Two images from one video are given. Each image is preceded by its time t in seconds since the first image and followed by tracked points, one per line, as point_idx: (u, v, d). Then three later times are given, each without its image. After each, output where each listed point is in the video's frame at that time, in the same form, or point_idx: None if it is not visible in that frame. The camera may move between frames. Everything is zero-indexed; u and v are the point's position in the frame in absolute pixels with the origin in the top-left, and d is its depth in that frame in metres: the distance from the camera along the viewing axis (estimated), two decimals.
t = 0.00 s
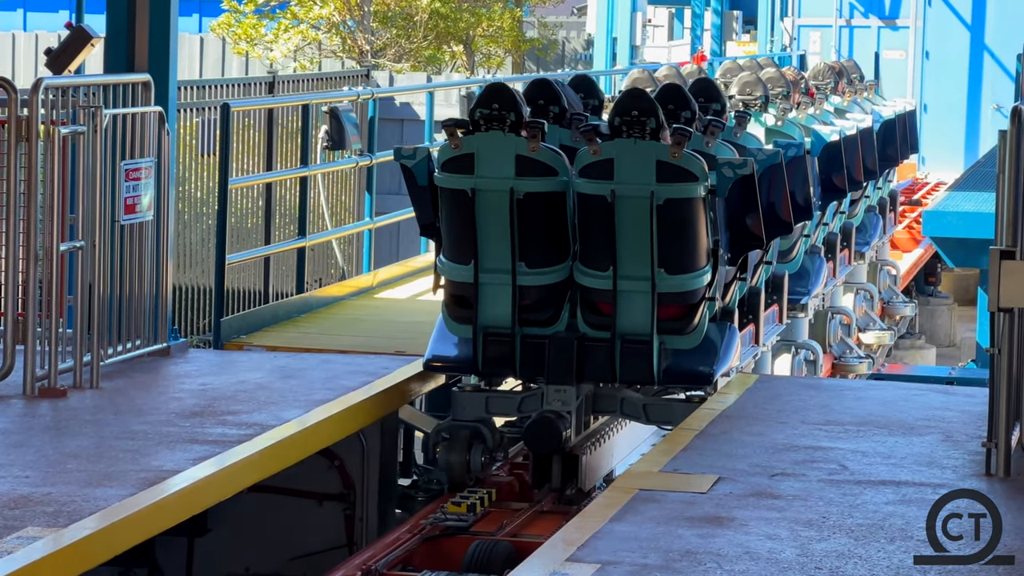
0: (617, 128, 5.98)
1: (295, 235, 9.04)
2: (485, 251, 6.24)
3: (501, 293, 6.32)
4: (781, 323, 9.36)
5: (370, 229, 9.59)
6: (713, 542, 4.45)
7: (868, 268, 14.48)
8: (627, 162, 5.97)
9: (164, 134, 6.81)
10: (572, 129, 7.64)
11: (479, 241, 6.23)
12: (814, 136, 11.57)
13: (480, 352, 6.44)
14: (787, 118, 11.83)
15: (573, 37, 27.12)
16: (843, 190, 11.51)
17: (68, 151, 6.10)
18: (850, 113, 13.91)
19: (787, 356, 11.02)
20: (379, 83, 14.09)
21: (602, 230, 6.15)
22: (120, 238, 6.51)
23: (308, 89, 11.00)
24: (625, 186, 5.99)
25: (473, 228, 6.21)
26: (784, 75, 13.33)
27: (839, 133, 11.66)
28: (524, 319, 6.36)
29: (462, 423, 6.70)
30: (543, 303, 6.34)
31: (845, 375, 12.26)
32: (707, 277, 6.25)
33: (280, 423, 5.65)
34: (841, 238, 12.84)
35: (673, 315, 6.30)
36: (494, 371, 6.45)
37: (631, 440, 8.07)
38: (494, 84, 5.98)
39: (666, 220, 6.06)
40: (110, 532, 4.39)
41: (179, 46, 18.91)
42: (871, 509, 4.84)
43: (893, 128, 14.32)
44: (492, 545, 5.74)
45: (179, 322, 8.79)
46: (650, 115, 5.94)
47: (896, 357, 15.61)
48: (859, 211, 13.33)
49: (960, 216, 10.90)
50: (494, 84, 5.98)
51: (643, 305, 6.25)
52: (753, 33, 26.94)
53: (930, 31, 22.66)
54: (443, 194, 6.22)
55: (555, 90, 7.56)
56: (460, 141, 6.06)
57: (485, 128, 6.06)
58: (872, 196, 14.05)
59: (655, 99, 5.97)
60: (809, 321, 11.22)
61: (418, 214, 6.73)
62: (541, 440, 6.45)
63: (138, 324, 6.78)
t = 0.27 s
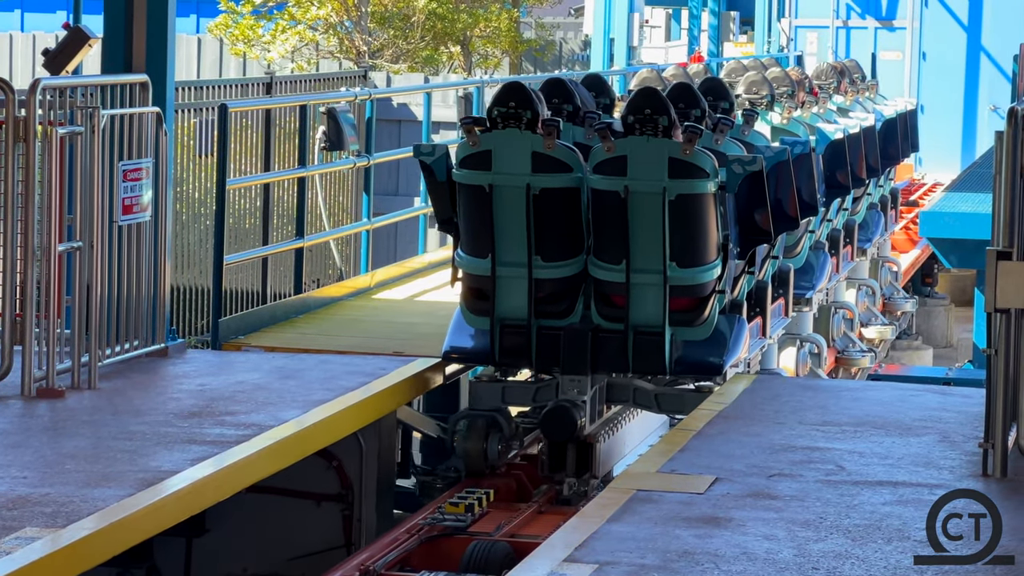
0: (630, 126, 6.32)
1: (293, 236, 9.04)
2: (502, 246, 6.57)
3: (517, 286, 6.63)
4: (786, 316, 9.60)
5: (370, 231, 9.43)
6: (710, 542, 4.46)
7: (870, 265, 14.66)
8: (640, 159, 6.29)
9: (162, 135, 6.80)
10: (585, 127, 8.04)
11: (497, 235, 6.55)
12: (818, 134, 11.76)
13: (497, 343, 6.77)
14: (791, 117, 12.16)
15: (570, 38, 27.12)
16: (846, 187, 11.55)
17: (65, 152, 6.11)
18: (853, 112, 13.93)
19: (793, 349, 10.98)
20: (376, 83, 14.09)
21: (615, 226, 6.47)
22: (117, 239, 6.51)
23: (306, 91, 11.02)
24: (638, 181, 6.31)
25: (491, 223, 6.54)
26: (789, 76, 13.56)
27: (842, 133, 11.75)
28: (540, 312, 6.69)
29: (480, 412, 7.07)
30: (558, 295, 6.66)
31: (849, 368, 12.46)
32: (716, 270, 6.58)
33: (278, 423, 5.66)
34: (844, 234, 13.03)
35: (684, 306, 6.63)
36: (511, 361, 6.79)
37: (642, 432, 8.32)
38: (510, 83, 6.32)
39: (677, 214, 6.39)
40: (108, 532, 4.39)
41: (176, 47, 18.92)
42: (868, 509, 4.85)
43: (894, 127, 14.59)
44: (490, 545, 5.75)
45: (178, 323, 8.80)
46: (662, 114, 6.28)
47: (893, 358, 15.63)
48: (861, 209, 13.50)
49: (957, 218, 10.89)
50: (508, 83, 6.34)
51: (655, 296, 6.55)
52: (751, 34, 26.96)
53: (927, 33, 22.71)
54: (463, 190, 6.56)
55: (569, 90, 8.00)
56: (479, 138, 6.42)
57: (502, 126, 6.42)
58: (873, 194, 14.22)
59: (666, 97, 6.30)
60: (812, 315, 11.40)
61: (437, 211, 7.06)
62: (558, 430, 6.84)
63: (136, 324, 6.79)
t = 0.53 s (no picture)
0: (639, 125, 6.46)
1: (291, 237, 9.04)
2: (514, 242, 6.74)
3: (528, 281, 6.81)
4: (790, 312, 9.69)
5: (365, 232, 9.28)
6: (707, 543, 4.46)
7: (870, 263, 14.72)
8: (649, 156, 6.44)
9: (160, 136, 6.80)
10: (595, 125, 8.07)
11: (509, 231, 6.73)
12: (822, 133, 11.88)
13: (509, 337, 6.96)
14: (794, 116, 12.32)
15: (566, 39, 27.10)
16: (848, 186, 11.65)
17: (63, 152, 6.11)
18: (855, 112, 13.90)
19: (797, 344, 11.07)
20: (372, 83, 14.06)
21: (624, 223, 6.62)
22: (116, 239, 6.52)
23: (303, 91, 11.03)
24: (647, 179, 6.46)
25: (503, 219, 6.71)
26: (792, 75, 13.64)
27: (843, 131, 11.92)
28: (551, 307, 6.87)
29: (491, 404, 7.27)
30: (569, 290, 6.84)
31: (850, 365, 12.80)
32: (722, 265, 6.77)
33: (275, 424, 5.66)
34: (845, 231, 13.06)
35: (691, 300, 6.84)
36: (522, 354, 6.98)
37: (652, 423, 8.42)
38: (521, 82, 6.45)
39: (685, 210, 6.56)
40: (106, 533, 4.39)
41: (173, 47, 18.91)
42: (866, 510, 4.86)
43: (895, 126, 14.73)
44: (488, 546, 5.76)
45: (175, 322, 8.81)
46: (671, 112, 6.42)
47: (890, 358, 15.66)
48: (863, 207, 13.55)
49: (954, 219, 10.90)
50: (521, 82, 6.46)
51: (663, 291, 6.71)
52: (747, 34, 26.97)
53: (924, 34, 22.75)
54: (475, 187, 6.73)
55: (578, 90, 8.05)
56: (491, 136, 6.58)
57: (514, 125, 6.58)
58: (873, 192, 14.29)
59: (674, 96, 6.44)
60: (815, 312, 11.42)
61: (449, 206, 7.25)
62: (571, 421, 6.85)
63: (134, 325, 6.79)
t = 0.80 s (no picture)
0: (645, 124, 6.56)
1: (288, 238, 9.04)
2: (522, 239, 6.85)
3: (535, 277, 6.93)
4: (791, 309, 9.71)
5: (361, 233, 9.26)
6: (704, 544, 4.47)
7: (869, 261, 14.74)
8: (656, 155, 6.54)
9: (158, 137, 6.80)
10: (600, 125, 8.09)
11: (517, 229, 6.83)
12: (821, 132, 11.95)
13: (517, 333, 7.11)
14: (796, 114, 12.32)
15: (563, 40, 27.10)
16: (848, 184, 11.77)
17: (60, 153, 6.10)
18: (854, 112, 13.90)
19: (798, 341, 11.01)
20: (370, 84, 14.07)
21: (630, 220, 6.75)
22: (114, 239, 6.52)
23: (300, 92, 11.05)
24: (653, 178, 6.56)
25: (511, 217, 6.81)
26: (794, 76, 13.82)
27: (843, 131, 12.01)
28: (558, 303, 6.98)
29: (499, 399, 7.41)
30: (576, 287, 6.95)
31: (849, 361, 12.79)
32: (727, 262, 6.88)
33: (273, 424, 5.67)
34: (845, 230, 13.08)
35: (696, 296, 6.95)
36: (530, 349, 7.12)
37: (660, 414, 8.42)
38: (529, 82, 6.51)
39: (690, 208, 6.66)
40: (104, 534, 4.39)
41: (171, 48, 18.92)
42: (863, 511, 4.87)
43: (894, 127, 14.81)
44: (485, 547, 5.76)
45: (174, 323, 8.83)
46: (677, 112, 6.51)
47: (887, 359, 15.68)
48: (862, 206, 13.55)
49: (950, 219, 10.95)
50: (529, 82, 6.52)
51: (667, 287, 6.84)
52: (745, 35, 27.00)
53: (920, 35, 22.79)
54: (484, 185, 6.82)
55: (584, 89, 8.07)
56: (499, 134, 6.66)
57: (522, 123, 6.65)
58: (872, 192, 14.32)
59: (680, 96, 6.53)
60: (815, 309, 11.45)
61: (457, 204, 7.44)
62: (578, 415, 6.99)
63: (132, 325, 6.80)
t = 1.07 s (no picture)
0: (648, 124, 6.64)
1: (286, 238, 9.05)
2: (526, 237, 6.93)
3: (539, 275, 7.01)
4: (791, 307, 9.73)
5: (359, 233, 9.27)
6: (702, 544, 4.48)
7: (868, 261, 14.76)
8: (658, 154, 6.63)
9: (157, 137, 6.81)
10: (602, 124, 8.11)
11: (521, 228, 6.92)
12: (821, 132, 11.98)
13: (521, 330, 7.18)
14: (796, 115, 12.28)
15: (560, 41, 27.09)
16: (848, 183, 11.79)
17: (59, 153, 6.11)
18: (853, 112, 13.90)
19: (797, 340, 11.01)
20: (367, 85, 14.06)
21: (633, 219, 6.83)
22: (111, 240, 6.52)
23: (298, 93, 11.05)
24: (655, 177, 6.65)
25: (515, 215, 6.90)
26: (794, 76, 13.81)
27: (843, 131, 12.04)
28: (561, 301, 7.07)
29: (504, 395, 7.50)
30: (579, 285, 7.04)
31: (848, 360, 12.82)
32: (728, 260, 6.97)
33: (272, 425, 5.68)
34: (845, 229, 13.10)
35: (698, 295, 7.04)
36: (534, 347, 7.21)
37: (660, 412, 8.44)
38: (533, 83, 6.62)
39: (692, 206, 6.76)
40: (103, 534, 4.40)
41: (168, 48, 18.90)
42: (859, 512, 4.89)
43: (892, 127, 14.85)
44: (483, 547, 5.77)
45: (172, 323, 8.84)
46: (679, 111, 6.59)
47: (884, 360, 15.70)
48: (861, 205, 13.57)
49: (947, 221, 10.95)
50: (533, 82, 6.63)
51: (669, 286, 6.94)
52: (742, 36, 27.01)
53: (917, 36, 22.83)
54: (489, 184, 6.91)
55: (588, 90, 8.10)
56: (504, 134, 6.76)
57: (526, 123, 6.75)
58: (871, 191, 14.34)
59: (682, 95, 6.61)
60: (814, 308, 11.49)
61: (463, 203, 7.52)
62: (581, 411, 7.12)
63: (131, 326, 6.81)
